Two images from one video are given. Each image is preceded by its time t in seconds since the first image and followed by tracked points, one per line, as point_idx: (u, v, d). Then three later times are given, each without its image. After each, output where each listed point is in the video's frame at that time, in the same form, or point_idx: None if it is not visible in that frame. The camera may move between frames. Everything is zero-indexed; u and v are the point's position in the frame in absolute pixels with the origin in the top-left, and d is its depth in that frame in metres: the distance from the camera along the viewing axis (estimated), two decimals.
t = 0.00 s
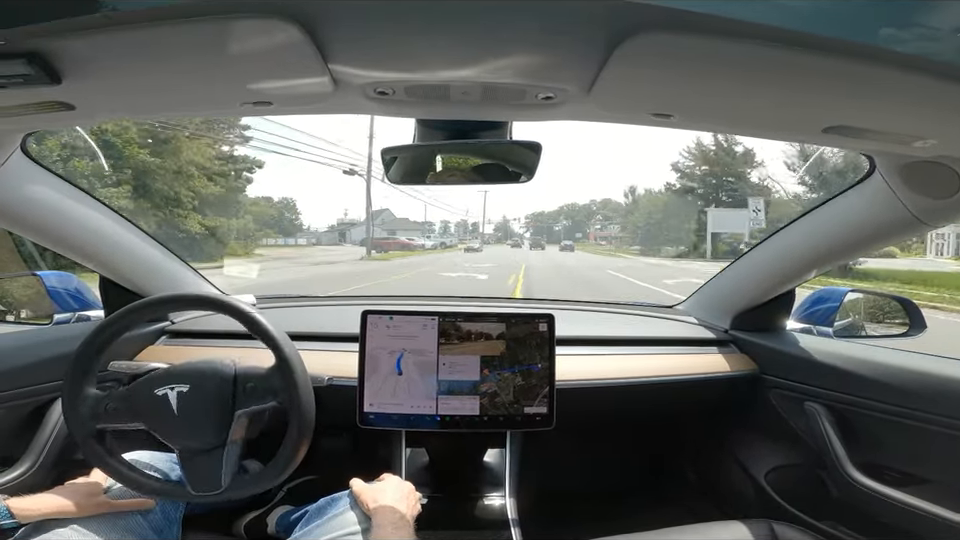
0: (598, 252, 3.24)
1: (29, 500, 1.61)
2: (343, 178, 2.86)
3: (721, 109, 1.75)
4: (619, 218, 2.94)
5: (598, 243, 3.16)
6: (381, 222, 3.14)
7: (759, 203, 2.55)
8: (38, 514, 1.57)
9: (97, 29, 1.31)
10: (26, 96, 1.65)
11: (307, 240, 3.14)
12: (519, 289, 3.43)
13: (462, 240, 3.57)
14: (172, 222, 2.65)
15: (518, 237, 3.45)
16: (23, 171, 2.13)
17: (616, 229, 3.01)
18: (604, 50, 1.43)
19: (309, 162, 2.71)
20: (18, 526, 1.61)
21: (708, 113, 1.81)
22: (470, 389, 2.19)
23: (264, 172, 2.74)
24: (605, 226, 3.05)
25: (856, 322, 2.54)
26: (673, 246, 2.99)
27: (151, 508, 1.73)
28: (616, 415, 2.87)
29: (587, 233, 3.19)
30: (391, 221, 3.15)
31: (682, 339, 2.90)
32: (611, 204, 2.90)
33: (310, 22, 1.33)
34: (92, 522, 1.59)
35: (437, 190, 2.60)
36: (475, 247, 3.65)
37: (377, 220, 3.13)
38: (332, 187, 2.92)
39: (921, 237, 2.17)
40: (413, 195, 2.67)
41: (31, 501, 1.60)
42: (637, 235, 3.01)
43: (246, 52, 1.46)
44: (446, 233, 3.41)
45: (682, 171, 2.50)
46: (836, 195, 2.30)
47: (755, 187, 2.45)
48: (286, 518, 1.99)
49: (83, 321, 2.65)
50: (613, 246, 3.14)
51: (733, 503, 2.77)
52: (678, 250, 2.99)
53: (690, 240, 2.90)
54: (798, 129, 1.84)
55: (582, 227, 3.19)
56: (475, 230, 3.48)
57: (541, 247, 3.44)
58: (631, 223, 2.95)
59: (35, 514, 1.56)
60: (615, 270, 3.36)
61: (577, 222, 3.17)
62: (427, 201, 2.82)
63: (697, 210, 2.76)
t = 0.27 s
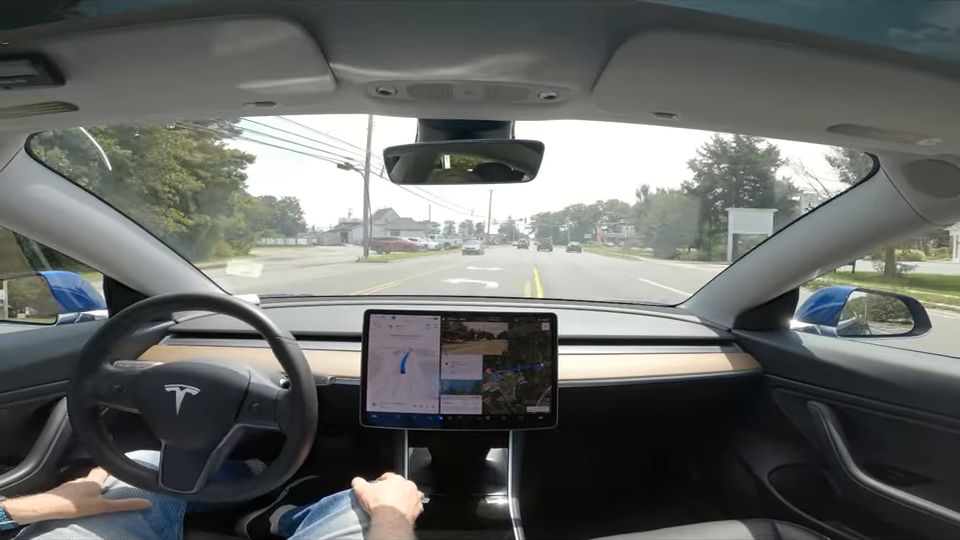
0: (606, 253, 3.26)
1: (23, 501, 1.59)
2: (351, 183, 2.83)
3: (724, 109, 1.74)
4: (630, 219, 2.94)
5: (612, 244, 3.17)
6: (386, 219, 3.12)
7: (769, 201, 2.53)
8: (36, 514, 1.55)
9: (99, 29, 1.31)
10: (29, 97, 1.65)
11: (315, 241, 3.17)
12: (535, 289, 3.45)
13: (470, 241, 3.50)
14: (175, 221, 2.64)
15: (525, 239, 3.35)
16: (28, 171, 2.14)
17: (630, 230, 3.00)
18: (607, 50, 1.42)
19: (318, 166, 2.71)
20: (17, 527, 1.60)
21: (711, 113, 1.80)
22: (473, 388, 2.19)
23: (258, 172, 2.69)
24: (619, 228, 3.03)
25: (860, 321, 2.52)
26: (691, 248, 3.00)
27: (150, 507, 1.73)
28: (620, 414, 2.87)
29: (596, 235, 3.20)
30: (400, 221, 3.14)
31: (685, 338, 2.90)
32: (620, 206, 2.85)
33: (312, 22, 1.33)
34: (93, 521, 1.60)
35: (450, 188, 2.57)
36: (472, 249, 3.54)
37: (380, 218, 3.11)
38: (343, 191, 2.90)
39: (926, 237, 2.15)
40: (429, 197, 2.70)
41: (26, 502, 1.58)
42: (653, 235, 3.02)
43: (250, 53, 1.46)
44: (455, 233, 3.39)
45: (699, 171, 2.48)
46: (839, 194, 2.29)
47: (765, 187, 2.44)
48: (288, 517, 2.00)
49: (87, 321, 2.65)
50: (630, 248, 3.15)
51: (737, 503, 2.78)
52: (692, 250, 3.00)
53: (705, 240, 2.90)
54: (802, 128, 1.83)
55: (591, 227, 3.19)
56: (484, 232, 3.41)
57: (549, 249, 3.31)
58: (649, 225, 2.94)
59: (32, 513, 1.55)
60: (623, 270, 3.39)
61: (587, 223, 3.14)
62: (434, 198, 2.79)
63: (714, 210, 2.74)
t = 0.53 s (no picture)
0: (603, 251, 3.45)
1: (25, 503, 1.60)
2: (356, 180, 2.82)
3: (726, 109, 1.74)
4: (639, 218, 2.98)
5: (613, 245, 3.34)
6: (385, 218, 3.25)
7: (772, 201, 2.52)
8: (37, 517, 1.57)
9: (104, 30, 1.31)
10: (32, 97, 1.65)
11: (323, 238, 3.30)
12: (551, 293, 3.43)
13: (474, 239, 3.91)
14: (178, 222, 2.64)
15: (521, 239, 3.63)
16: (32, 172, 2.15)
17: (632, 227, 3.09)
18: (609, 50, 1.43)
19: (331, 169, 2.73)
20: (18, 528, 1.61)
21: (713, 113, 1.80)
22: (475, 389, 2.19)
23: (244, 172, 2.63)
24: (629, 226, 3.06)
25: (864, 322, 2.51)
26: (699, 249, 2.92)
27: (152, 507, 1.73)
28: (622, 412, 2.87)
29: (596, 234, 3.37)
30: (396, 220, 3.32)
31: (687, 338, 2.90)
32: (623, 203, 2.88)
33: (317, 23, 1.33)
34: (94, 523, 1.60)
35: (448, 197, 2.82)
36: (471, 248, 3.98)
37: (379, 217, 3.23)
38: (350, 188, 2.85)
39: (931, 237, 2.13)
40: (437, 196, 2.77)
41: (27, 504, 1.59)
42: (661, 237, 3.03)
43: (254, 55, 1.46)
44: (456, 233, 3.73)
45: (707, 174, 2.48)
46: (842, 194, 2.29)
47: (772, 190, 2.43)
48: (289, 517, 2.01)
49: (90, 321, 2.66)
50: (638, 246, 3.17)
51: (735, 501, 2.76)
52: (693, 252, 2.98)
53: (713, 243, 2.85)
54: (805, 128, 1.83)
55: (592, 227, 3.34)
56: (485, 231, 3.64)
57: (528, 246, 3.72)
58: (660, 223, 2.93)
59: (33, 516, 1.56)
60: (629, 272, 3.40)
61: (582, 224, 3.32)
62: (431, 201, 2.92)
63: (729, 210, 2.67)
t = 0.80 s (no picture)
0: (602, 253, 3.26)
1: (25, 503, 1.61)
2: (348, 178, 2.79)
3: (727, 109, 1.74)
4: (635, 219, 2.89)
5: (613, 246, 3.14)
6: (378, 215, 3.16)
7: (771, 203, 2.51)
8: (37, 517, 1.57)
9: (106, 30, 1.31)
10: (34, 97, 1.66)
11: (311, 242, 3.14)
12: (563, 294, 3.43)
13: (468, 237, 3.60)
14: (177, 223, 2.64)
15: (516, 238, 3.46)
16: (33, 173, 2.16)
17: (629, 227, 2.95)
18: (610, 50, 1.42)
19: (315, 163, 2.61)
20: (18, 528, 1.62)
21: (715, 113, 1.79)
22: (476, 389, 2.19)
23: (231, 170, 2.55)
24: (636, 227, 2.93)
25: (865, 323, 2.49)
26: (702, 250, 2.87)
27: (153, 506, 1.73)
28: (622, 412, 2.87)
29: (592, 235, 3.21)
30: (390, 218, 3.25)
31: (687, 338, 2.89)
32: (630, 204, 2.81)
33: (318, 23, 1.33)
34: (94, 523, 1.60)
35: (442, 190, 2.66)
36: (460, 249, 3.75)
37: (372, 214, 3.14)
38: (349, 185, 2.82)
39: (933, 237, 2.13)
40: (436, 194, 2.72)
41: (27, 504, 1.60)
42: (665, 237, 2.92)
43: (254, 54, 1.46)
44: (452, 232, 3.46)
45: (713, 185, 2.50)
46: (843, 194, 2.29)
47: (777, 190, 2.40)
48: (290, 517, 2.01)
49: (91, 321, 2.66)
50: (638, 248, 3.03)
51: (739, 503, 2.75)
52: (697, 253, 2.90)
53: (719, 243, 2.80)
54: (806, 128, 1.82)
55: (590, 227, 3.19)
56: (479, 231, 3.45)
57: (520, 246, 3.49)
58: (666, 226, 2.85)
59: (33, 516, 1.57)
60: (630, 272, 3.33)
61: (578, 225, 3.20)
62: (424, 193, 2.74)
63: (740, 209, 2.60)
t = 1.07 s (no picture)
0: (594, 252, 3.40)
1: (25, 503, 1.61)
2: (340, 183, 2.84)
3: (727, 109, 1.74)
4: (625, 220, 2.98)
5: (607, 246, 3.27)
6: (369, 213, 3.27)
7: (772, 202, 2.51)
8: (37, 517, 1.58)
9: (106, 30, 1.31)
10: (34, 97, 1.66)
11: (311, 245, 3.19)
12: (563, 294, 3.43)
13: (459, 238, 3.60)
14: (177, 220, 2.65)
15: (510, 238, 3.63)
16: (34, 173, 2.16)
17: (622, 227, 3.06)
18: (609, 50, 1.43)
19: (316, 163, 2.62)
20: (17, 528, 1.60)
21: (715, 113, 1.79)
22: (476, 389, 2.19)
23: (221, 169, 2.59)
24: (642, 227, 2.98)
25: (866, 323, 2.50)
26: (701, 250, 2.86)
27: (153, 506, 1.73)
28: (623, 411, 2.87)
29: (587, 236, 3.32)
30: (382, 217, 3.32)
31: (688, 338, 2.89)
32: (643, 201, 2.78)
33: (318, 23, 1.34)
34: (94, 524, 1.60)
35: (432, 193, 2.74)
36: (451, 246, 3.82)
37: (364, 213, 3.26)
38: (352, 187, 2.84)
39: (934, 237, 2.12)
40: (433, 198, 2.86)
41: (27, 504, 1.60)
42: (667, 238, 2.96)
43: (254, 54, 1.46)
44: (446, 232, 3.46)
45: (720, 182, 2.47)
46: (844, 194, 2.29)
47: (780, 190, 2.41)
48: (291, 517, 2.02)
49: (91, 321, 2.65)
50: (635, 246, 3.10)
51: (738, 503, 2.75)
52: (699, 253, 2.91)
53: (722, 245, 2.81)
54: (807, 128, 1.82)
55: (583, 227, 3.29)
56: (470, 230, 3.51)
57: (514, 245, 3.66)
58: (673, 229, 2.90)
59: (33, 516, 1.57)
60: (627, 273, 3.40)
61: (571, 227, 3.32)
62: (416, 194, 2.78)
63: (744, 211, 2.62)
